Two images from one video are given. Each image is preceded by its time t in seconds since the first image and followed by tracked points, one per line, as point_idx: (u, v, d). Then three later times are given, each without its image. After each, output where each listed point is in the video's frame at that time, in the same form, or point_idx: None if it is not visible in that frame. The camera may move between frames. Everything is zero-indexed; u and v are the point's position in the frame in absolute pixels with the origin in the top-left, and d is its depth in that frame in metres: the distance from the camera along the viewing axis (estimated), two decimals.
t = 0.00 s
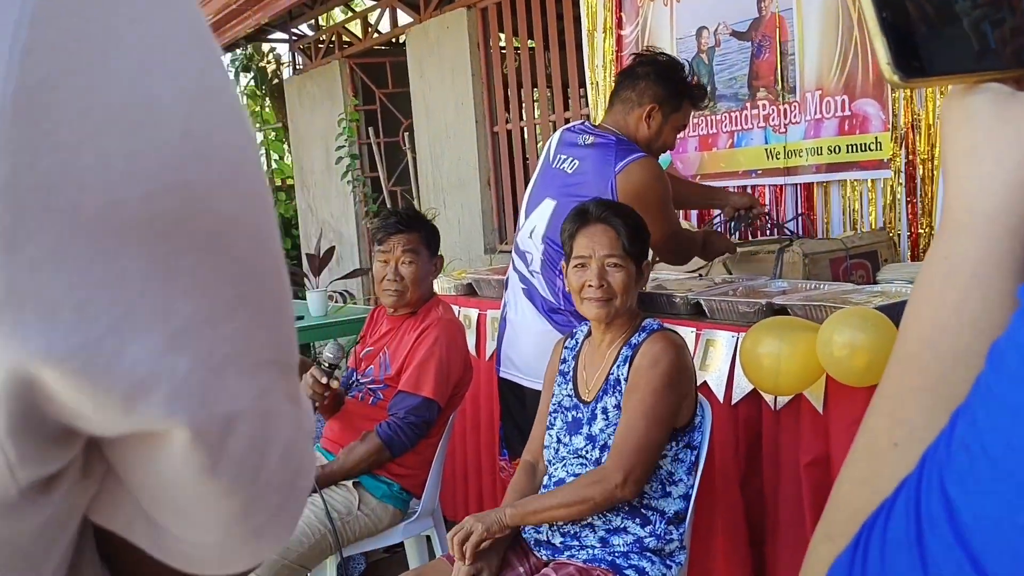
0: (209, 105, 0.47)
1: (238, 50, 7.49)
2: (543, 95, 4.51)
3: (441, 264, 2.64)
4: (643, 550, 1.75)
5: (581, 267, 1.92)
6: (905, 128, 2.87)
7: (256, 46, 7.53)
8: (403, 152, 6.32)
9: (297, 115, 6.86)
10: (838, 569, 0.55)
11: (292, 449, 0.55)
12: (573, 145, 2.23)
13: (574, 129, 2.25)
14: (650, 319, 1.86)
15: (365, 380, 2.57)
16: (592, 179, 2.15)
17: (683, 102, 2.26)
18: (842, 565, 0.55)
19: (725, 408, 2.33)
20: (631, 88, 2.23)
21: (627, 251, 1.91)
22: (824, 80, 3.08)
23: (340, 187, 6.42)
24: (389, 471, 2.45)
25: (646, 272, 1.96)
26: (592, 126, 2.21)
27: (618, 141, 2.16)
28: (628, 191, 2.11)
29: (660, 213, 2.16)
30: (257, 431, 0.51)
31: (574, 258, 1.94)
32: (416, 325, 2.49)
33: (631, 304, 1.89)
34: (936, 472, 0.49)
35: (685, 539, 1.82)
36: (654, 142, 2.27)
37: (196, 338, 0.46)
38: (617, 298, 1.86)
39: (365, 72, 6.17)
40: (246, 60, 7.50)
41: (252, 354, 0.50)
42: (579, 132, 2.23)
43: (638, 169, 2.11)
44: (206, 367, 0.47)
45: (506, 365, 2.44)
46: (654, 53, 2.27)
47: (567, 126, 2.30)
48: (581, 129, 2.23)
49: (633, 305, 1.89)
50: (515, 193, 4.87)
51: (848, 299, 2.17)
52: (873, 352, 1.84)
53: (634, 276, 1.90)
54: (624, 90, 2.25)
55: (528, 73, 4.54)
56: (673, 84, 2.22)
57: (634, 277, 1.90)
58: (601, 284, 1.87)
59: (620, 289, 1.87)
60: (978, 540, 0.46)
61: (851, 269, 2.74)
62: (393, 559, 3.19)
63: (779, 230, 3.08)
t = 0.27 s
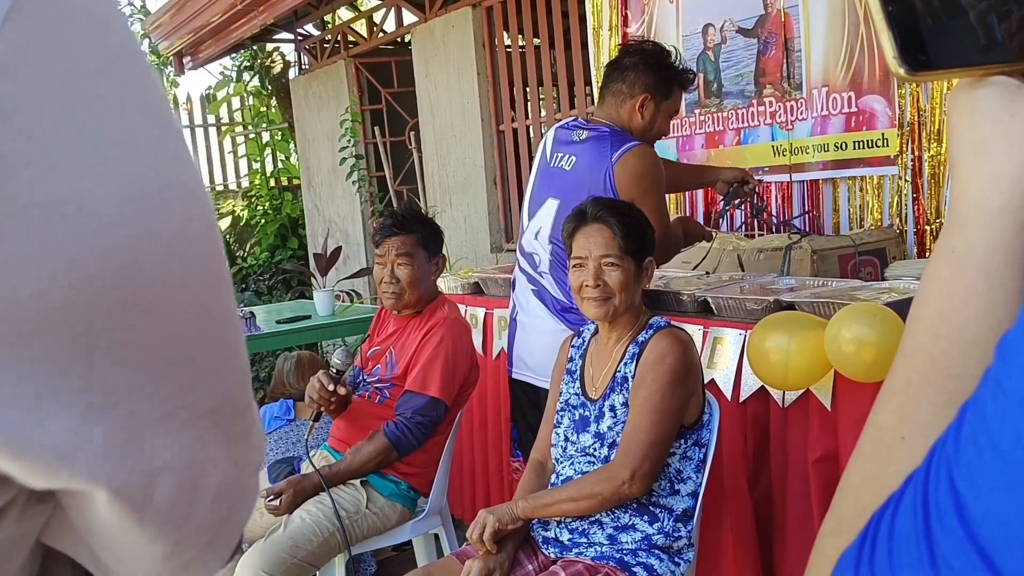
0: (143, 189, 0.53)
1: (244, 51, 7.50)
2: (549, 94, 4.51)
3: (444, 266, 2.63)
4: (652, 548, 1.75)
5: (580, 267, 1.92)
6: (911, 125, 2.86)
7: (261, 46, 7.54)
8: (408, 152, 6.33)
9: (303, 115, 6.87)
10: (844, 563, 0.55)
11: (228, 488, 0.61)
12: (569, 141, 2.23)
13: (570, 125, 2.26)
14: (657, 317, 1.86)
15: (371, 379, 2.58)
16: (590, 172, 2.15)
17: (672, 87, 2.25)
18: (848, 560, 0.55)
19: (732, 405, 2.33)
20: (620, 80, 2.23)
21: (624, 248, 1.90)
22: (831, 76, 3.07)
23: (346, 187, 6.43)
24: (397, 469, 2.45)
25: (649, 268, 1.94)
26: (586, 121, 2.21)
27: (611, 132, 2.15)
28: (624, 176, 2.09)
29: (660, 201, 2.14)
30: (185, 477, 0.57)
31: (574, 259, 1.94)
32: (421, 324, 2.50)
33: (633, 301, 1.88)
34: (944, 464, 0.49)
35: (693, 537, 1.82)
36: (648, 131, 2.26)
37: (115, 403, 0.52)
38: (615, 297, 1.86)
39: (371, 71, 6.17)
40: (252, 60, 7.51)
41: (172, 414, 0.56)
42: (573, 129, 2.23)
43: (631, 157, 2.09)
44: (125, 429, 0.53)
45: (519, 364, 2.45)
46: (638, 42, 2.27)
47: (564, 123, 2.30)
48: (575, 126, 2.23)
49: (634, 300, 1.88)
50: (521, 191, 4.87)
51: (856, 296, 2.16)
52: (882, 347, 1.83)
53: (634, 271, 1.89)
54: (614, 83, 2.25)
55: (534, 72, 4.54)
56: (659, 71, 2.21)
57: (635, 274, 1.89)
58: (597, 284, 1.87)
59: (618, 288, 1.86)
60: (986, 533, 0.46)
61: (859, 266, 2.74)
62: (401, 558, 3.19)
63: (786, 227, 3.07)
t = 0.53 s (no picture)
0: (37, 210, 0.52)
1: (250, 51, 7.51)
2: (554, 92, 4.50)
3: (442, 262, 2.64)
4: (657, 547, 1.75)
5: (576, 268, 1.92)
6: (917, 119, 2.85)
7: (267, 46, 7.55)
8: (414, 151, 6.33)
9: (308, 115, 6.87)
10: (847, 569, 0.54)
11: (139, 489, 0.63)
12: (564, 139, 2.23)
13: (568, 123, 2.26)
14: (661, 316, 1.85)
15: (375, 379, 2.59)
16: (573, 169, 2.14)
17: (671, 82, 2.23)
18: (852, 564, 0.54)
19: (737, 403, 2.33)
20: (617, 80, 2.22)
21: (620, 248, 1.87)
22: (836, 73, 3.06)
23: (351, 186, 6.43)
24: (402, 468, 2.46)
25: (649, 268, 1.91)
26: (579, 119, 2.21)
27: (599, 126, 2.15)
28: (599, 166, 2.08)
29: (649, 182, 2.09)
30: (89, 484, 0.59)
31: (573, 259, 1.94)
32: (424, 324, 2.50)
33: (630, 297, 1.86)
34: (949, 468, 0.48)
35: (698, 535, 1.82)
36: (648, 130, 2.25)
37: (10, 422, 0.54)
38: (610, 298, 1.85)
39: (376, 70, 6.18)
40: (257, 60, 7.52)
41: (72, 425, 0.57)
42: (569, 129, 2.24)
43: (606, 149, 2.08)
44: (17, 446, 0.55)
45: (519, 365, 2.43)
46: (634, 40, 2.27)
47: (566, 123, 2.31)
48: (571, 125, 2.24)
49: (633, 297, 1.86)
50: (526, 190, 4.86)
51: (862, 293, 2.15)
52: (888, 342, 1.82)
53: (632, 268, 1.87)
54: (612, 83, 2.24)
55: (539, 70, 4.53)
56: (655, 66, 2.20)
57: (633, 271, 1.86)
58: (592, 286, 1.86)
59: (615, 288, 1.84)
60: (994, 539, 0.46)
61: (865, 263, 2.73)
62: (408, 557, 3.19)
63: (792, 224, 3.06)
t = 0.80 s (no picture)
0: None
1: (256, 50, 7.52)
2: (559, 90, 4.50)
3: (445, 259, 2.61)
4: (664, 543, 1.75)
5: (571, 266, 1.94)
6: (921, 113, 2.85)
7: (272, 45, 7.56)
8: (419, 148, 6.34)
9: (314, 114, 6.89)
10: (854, 562, 0.54)
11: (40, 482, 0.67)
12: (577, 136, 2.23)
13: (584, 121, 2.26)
14: (675, 312, 1.85)
15: (382, 377, 2.60)
16: (579, 168, 2.16)
17: (697, 82, 2.23)
18: (859, 557, 0.54)
19: (744, 399, 2.33)
20: (641, 77, 2.21)
21: (593, 250, 1.84)
22: (841, 68, 3.06)
23: (357, 184, 6.44)
24: (409, 466, 2.47)
25: (632, 266, 1.83)
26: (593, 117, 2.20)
27: (610, 125, 2.14)
28: (603, 163, 2.08)
29: (654, 188, 2.08)
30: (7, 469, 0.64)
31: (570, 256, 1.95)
32: (431, 322, 2.50)
33: (608, 295, 1.85)
34: (957, 457, 0.49)
35: (705, 531, 1.83)
36: (670, 129, 2.25)
37: None
38: (590, 298, 1.86)
39: (381, 69, 6.18)
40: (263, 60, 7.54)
41: None
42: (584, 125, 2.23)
43: (610, 149, 2.07)
44: None
45: (529, 361, 2.43)
46: (661, 35, 2.26)
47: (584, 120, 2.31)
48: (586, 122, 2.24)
49: (612, 295, 1.84)
50: (532, 187, 4.87)
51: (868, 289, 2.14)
52: (896, 329, 1.82)
53: (607, 265, 1.84)
54: (636, 79, 2.23)
55: (545, 67, 4.53)
56: (681, 66, 2.20)
57: (608, 268, 1.83)
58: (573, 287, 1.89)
59: (590, 286, 1.85)
60: (1003, 530, 0.46)
61: (872, 258, 2.72)
62: (416, 553, 3.21)
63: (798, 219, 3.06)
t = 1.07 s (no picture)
0: None
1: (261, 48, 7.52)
2: (563, 86, 4.49)
3: (447, 255, 2.61)
4: (670, 538, 1.76)
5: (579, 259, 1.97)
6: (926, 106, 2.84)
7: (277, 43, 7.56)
8: (424, 145, 6.34)
9: (318, 111, 6.89)
10: (864, 551, 0.54)
11: None
12: (591, 132, 2.23)
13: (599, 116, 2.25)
14: (682, 312, 1.83)
15: (387, 374, 2.60)
16: (592, 167, 2.16)
17: (711, 79, 2.23)
18: (868, 546, 0.54)
19: (749, 394, 2.33)
20: (657, 72, 2.21)
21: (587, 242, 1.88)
22: (847, 63, 3.05)
23: (362, 181, 6.44)
24: (416, 462, 2.47)
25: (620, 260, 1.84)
26: (608, 113, 2.20)
27: (624, 123, 2.13)
28: (615, 164, 2.08)
29: (666, 186, 2.09)
30: None
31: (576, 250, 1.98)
32: (436, 318, 2.51)
33: (603, 290, 1.87)
34: (966, 442, 0.49)
35: (712, 527, 1.83)
36: (684, 126, 2.24)
37: None
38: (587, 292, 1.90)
39: (385, 66, 6.18)
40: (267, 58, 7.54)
41: None
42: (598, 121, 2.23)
43: (625, 148, 2.07)
44: None
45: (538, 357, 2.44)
46: (678, 31, 2.25)
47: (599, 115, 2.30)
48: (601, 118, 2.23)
49: (606, 291, 1.87)
50: (538, 183, 4.86)
51: (874, 283, 2.14)
52: (903, 334, 1.82)
53: (599, 261, 1.86)
54: (651, 74, 2.22)
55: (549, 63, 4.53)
56: (696, 61, 2.19)
57: (599, 263, 1.86)
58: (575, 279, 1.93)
59: (586, 282, 1.89)
60: (1013, 509, 0.46)
61: (878, 252, 2.72)
62: (423, 549, 3.21)
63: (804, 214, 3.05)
